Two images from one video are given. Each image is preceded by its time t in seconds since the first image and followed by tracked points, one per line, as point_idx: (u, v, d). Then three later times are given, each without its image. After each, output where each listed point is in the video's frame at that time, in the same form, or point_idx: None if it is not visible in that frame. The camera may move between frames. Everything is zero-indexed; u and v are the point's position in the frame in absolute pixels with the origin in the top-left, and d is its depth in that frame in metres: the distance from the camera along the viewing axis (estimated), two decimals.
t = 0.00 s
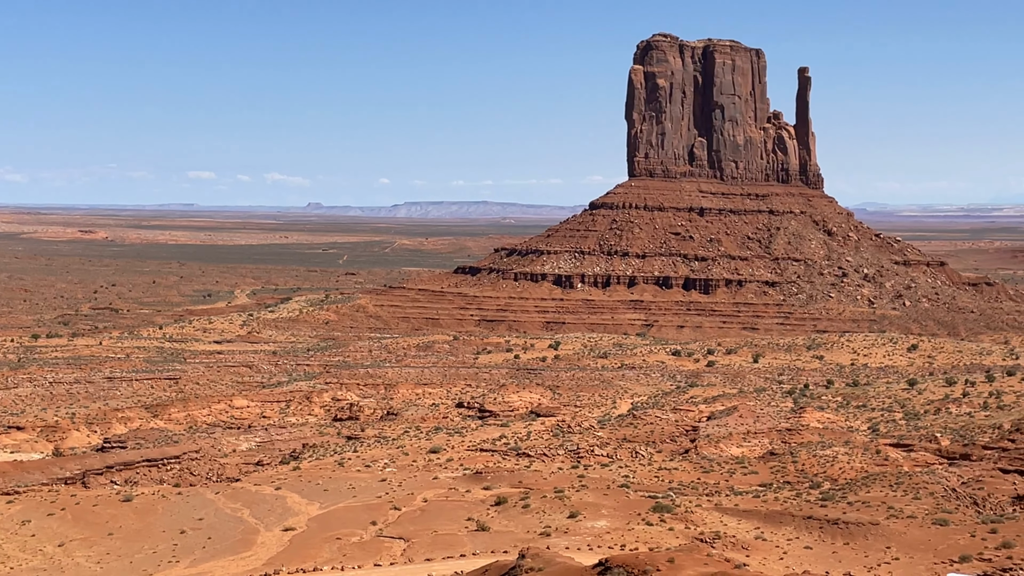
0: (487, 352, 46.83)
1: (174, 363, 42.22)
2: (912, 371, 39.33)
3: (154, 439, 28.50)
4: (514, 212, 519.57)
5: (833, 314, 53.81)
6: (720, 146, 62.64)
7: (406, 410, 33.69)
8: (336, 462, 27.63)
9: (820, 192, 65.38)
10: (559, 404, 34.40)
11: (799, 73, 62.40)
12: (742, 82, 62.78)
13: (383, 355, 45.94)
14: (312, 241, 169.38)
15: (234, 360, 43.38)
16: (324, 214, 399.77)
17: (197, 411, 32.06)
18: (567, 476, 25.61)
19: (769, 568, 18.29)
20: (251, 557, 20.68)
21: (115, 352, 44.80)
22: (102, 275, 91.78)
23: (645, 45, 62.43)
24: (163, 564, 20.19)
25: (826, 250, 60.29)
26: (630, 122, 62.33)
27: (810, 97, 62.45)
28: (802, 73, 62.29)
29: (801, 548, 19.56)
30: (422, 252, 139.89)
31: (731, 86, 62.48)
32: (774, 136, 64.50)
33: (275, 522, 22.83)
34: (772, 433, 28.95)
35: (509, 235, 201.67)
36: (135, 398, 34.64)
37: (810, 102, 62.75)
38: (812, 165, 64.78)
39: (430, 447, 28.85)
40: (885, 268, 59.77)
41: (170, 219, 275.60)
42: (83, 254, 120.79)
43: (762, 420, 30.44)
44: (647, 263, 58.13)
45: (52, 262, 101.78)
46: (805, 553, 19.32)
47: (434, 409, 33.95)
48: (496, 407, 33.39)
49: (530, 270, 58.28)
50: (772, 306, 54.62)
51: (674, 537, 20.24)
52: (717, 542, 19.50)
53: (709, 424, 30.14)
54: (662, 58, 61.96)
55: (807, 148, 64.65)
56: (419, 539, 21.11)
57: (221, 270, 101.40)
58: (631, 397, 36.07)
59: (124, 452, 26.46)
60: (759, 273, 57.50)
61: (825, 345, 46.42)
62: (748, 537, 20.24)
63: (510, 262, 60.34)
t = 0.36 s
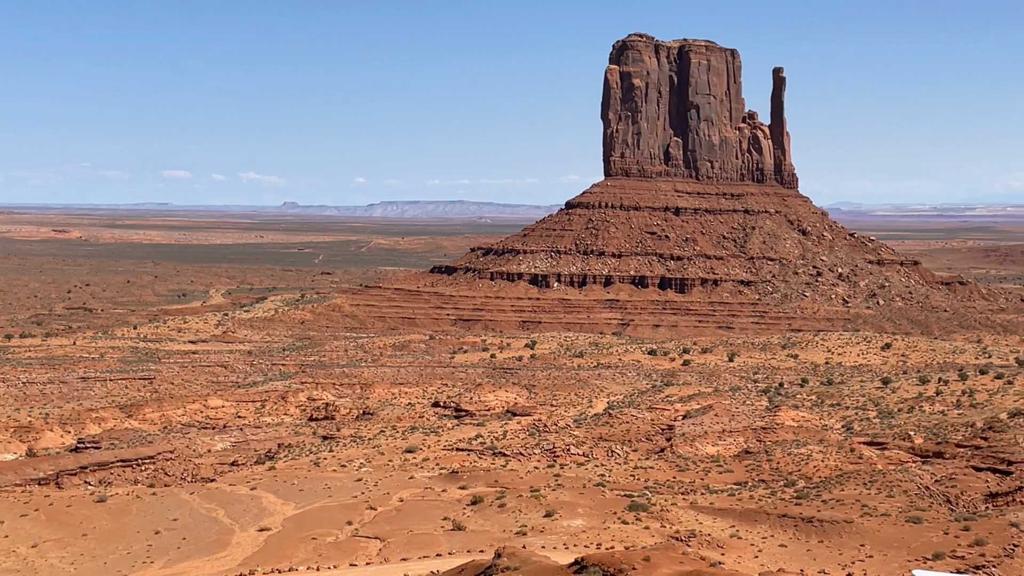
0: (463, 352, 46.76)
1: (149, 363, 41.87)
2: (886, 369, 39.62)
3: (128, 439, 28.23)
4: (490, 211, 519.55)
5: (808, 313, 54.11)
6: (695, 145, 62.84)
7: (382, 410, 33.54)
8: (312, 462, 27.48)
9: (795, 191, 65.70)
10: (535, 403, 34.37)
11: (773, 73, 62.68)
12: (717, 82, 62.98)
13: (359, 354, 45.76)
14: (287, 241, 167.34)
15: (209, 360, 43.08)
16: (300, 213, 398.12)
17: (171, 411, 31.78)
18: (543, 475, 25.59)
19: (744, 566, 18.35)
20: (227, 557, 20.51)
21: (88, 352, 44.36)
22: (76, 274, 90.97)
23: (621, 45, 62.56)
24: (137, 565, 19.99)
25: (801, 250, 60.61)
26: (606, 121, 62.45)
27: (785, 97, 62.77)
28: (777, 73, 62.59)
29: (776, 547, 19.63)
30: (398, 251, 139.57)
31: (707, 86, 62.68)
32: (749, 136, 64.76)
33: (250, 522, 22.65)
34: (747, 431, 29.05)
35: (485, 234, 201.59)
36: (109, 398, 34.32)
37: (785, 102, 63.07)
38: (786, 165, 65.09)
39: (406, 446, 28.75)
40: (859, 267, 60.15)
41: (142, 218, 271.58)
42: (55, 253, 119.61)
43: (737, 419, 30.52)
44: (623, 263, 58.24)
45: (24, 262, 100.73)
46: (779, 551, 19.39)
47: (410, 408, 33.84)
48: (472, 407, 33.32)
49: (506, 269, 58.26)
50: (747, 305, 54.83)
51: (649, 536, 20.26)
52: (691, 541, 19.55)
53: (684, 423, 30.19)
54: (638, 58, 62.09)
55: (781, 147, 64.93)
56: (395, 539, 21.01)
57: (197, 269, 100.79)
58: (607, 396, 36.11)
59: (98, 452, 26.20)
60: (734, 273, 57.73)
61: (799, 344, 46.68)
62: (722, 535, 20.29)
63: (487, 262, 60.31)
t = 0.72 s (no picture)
0: (442, 351, 46.64)
1: (126, 363, 41.51)
2: (864, 368, 39.82)
3: (106, 439, 27.96)
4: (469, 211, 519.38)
5: (786, 312, 54.34)
6: (674, 145, 62.95)
7: (361, 410, 33.36)
8: (291, 461, 27.30)
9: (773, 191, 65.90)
10: (514, 403, 34.31)
11: (752, 73, 62.88)
12: (696, 82, 63.13)
13: (337, 354, 45.58)
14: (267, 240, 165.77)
15: (187, 360, 42.78)
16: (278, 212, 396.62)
17: (149, 411, 31.50)
18: (523, 474, 25.52)
19: (723, 564, 18.37)
20: (205, 558, 20.34)
21: (65, 352, 43.94)
22: (52, 274, 90.11)
23: (600, 45, 62.65)
24: (114, 566, 19.79)
25: (780, 249, 60.83)
26: (586, 121, 62.52)
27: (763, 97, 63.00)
28: (756, 73, 62.81)
29: (754, 545, 19.65)
30: (377, 251, 139.23)
31: (686, 85, 62.80)
32: (728, 135, 64.90)
33: (229, 522, 22.46)
34: (726, 430, 29.09)
35: (464, 234, 201.64)
36: (86, 398, 33.98)
37: (763, 102, 63.29)
38: (765, 165, 65.29)
39: (385, 446, 28.63)
40: (837, 266, 60.47)
41: (118, 218, 268.37)
42: (30, 253, 118.44)
43: (716, 418, 30.55)
44: (602, 262, 58.27)
45: None
46: (758, 549, 19.41)
47: (390, 408, 33.70)
48: (451, 406, 33.21)
49: (486, 268, 58.18)
50: (726, 305, 54.98)
51: (628, 535, 20.24)
52: (671, 539, 19.55)
53: (664, 422, 30.17)
54: (617, 58, 62.19)
55: (760, 147, 65.10)
56: (374, 539, 20.90)
57: (174, 269, 100.20)
58: (587, 395, 36.11)
59: (76, 453, 25.91)
60: (713, 272, 57.89)
61: (778, 343, 46.86)
62: (702, 534, 20.31)
63: (466, 261, 60.22)
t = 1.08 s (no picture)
0: (421, 351, 46.48)
1: (103, 363, 41.14)
2: (843, 367, 39.98)
3: (83, 439, 27.68)
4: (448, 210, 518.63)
5: (765, 311, 54.54)
6: (653, 144, 63.03)
7: (340, 409, 33.19)
8: (270, 461, 27.10)
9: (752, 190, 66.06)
10: (494, 402, 34.22)
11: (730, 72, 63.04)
12: (675, 81, 63.19)
13: (317, 353, 45.36)
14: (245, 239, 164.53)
15: (164, 359, 42.43)
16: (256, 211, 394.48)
17: (126, 411, 31.22)
18: (502, 474, 25.44)
19: (702, 563, 18.37)
20: (184, 558, 20.16)
21: (41, 351, 43.53)
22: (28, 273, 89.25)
23: (580, 44, 62.69)
24: (92, 566, 19.60)
25: (759, 248, 61.02)
26: (565, 120, 62.54)
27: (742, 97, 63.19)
28: (734, 73, 62.98)
29: (733, 544, 19.67)
30: (356, 250, 138.75)
31: (665, 84, 62.88)
32: (706, 134, 65.00)
33: (207, 523, 22.26)
34: (705, 429, 29.11)
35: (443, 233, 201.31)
36: (63, 398, 33.62)
37: (742, 101, 63.48)
38: (743, 164, 65.44)
39: (364, 446, 28.49)
40: (816, 265, 60.75)
41: (95, 217, 265.83)
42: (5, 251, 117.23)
43: (695, 416, 30.57)
44: (582, 261, 58.27)
45: None
46: (737, 548, 19.43)
47: (369, 407, 33.56)
48: (431, 405, 33.11)
49: (465, 268, 58.08)
50: (705, 303, 55.11)
51: (608, 534, 20.20)
52: (650, 538, 19.54)
53: (643, 421, 30.16)
54: (596, 57, 62.23)
55: (739, 146, 65.26)
56: (354, 538, 20.78)
57: (152, 267, 99.44)
58: (567, 394, 36.08)
59: (53, 453, 25.62)
60: (693, 271, 58.03)
61: (757, 341, 47.02)
62: (681, 533, 20.31)
63: (446, 260, 60.08)
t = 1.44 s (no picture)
0: (397, 349, 46.31)
1: (76, 362, 40.74)
2: (817, 365, 40.22)
3: (56, 439, 27.37)
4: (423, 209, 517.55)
5: (739, 309, 54.78)
6: (628, 143, 63.12)
7: (315, 408, 33.01)
8: (244, 461, 26.90)
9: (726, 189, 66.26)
10: (469, 401, 34.15)
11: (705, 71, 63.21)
12: (650, 80, 63.26)
13: (292, 352, 45.10)
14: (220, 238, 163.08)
15: (138, 358, 42.05)
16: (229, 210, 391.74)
17: (100, 411, 30.87)
18: (478, 472, 25.37)
19: (676, 560, 18.39)
20: (158, 558, 19.96)
21: (13, 351, 43.06)
22: None
23: (555, 42, 62.70)
24: (65, 567, 19.38)
25: (733, 247, 61.26)
26: (540, 119, 62.56)
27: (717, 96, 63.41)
28: (709, 72, 63.18)
29: (708, 541, 19.71)
30: (331, 248, 138.18)
31: (640, 83, 62.95)
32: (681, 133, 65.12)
33: (181, 522, 22.04)
34: (680, 427, 29.16)
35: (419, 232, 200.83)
36: (36, 398, 33.23)
37: (716, 100, 63.70)
38: (718, 163, 65.61)
39: (340, 445, 28.34)
40: (790, 264, 61.09)
41: (66, 216, 262.50)
42: None
43: (671, 414, 30.62)
44: (557, 260, 58.27)
45: None
46: (712, 545, 19.47)
47: (344, 406, 33.39)
48: (406, 404, 33.00)
49: (440, 266, 57.96)
50: (680, 302, 55.28)
51: (583, 532, 20.19)
52: (625, 536, 19.54)
53: (618, 419, 30.16)
54: (571, 56, 62.30)
55: (713, 145, 65.44)
56: (329, 538, 20.64)
57: (126, 266, 98.57)
58: (542, 393, 36.07)
59: (25, 453, 25.33)
60: (668, 270, 58.19)
61: (732, 340, 47.21)
62: (656, 531, 20.32)
63: (421, 259, 59.94)
